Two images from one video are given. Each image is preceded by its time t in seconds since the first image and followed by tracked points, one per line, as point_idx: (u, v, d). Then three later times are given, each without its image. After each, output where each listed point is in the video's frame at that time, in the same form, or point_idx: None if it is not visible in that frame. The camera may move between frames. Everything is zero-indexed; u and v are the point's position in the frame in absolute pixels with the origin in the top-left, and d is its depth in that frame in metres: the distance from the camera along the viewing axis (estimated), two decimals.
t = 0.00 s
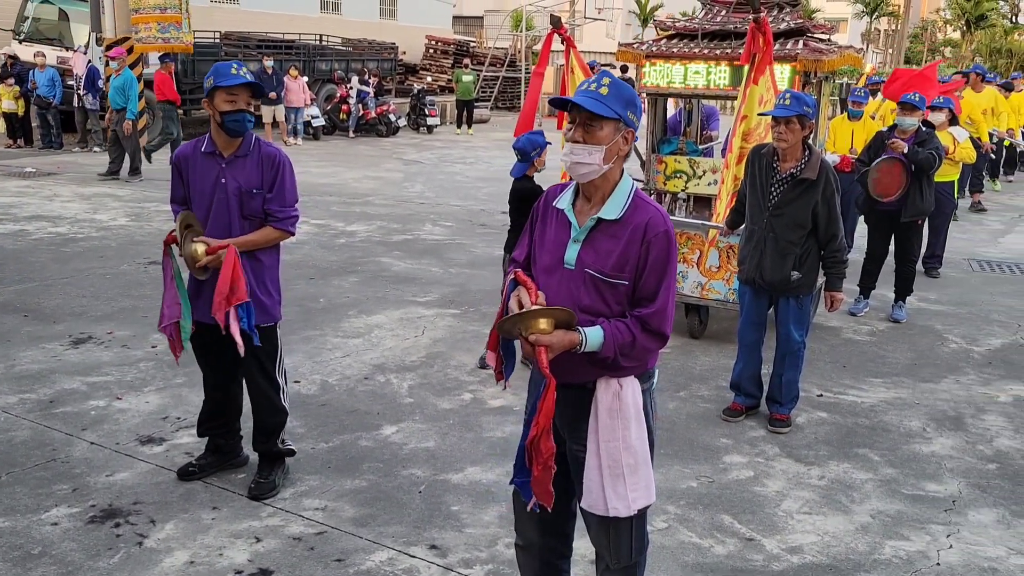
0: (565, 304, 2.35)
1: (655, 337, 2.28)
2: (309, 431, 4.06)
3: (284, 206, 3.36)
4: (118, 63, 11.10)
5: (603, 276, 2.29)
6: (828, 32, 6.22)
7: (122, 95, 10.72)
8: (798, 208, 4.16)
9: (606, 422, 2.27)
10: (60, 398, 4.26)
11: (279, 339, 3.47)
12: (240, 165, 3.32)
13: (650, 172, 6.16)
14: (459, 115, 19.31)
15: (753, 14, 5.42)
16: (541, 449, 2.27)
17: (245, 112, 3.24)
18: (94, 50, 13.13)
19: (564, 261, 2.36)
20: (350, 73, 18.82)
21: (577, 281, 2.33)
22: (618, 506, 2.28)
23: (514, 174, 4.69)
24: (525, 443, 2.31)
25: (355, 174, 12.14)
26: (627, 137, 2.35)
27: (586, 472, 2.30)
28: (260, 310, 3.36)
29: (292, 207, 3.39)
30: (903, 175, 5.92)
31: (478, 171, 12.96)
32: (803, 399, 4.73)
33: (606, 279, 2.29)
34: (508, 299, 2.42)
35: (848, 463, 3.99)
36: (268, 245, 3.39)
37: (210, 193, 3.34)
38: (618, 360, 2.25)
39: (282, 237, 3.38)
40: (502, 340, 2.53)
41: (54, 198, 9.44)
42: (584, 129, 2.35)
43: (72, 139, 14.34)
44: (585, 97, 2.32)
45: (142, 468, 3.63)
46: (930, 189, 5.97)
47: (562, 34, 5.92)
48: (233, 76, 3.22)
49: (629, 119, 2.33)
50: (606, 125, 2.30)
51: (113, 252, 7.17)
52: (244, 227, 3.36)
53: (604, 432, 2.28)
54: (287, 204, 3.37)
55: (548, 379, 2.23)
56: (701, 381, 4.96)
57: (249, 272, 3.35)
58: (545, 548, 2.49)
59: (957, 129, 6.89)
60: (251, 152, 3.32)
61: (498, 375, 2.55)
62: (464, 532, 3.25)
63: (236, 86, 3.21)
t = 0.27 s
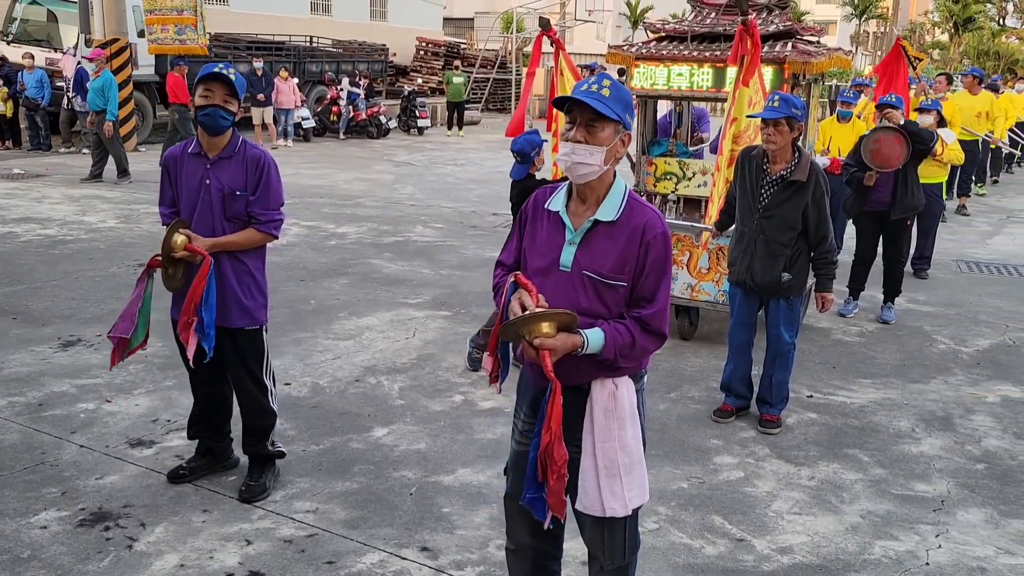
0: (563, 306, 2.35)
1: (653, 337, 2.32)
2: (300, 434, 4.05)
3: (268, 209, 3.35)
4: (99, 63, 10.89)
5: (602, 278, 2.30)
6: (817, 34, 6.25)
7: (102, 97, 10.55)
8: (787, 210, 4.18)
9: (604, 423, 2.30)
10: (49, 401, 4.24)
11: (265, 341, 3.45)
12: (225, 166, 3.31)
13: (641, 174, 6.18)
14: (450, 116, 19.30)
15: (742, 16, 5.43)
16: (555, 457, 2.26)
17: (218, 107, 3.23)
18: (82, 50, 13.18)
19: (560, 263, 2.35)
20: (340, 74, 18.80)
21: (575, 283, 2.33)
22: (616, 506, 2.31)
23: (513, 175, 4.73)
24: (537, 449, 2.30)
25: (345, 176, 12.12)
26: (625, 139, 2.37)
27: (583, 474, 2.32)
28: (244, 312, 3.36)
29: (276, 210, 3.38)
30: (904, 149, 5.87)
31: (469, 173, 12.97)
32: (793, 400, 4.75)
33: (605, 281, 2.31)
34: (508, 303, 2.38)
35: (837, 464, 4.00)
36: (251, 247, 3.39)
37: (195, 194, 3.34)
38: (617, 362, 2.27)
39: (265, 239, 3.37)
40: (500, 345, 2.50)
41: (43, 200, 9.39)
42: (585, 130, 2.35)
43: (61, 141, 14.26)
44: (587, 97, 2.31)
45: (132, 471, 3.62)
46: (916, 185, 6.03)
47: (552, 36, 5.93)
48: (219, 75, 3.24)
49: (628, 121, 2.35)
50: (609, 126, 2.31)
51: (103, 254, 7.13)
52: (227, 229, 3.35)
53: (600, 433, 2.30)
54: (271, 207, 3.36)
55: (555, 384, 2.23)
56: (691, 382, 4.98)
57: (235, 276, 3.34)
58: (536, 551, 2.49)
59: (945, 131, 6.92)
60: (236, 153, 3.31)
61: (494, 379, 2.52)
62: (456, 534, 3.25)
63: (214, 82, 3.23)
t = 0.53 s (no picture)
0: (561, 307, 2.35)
1: (652, 338, 2.33)
2: (296, 435, 4.05)
3: (262, 212, 3.35)
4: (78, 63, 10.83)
5: (601, 279, 2.31)
6: (812, 37, 6.28)
7: (83, 96, 10.45)
8: (782, 211, 4.19)
9: (601, 424, 2.30)
10: (44, 403, 4.23)
11: (259, 342, 3.45)
12: (219, 168, 3.31)
13: (637, 176, 6.18)
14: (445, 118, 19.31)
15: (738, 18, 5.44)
16: (553, 460, 2.26)
17: (206, 105, 3.23)
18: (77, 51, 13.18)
19: (559, 264, 2.36)
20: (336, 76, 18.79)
21: (573, 284, 2.34)
22: (613, 507, 2.32)
23: (514, 177, 4.73)
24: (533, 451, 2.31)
25: (341, 177, 12.11)
26: (624, 141, 2.37)
27: (580, 475, 2.33)
28: (237, 314, 3.35)
29: (269, 213, 3.37)
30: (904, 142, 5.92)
31: (464, 174, 12.98)
32: (788, 401, 4.76)
33: (603, 282, 2.31)
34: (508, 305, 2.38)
35: (832, 465, 4.01)
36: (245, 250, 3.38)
37: (190, 194, 3.34)
38: (616, 362, 2.28)
39: (258, 243, 3.36)
40: (499, 348, 2.51)
41: (38, 201, 9.37)
42: (585, 130, 2.36)
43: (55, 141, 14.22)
44: (587, 98, 2.31)
45: (127, 472, 3.61)
46: (910, 184, 6.04)
47: (548, 37, 5.94)
48: (219, 77, 3.26)
49: (628, 123, 2.36)
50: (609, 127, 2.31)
51: (97, 255, 7.12)
52: (220, 230, 3.34)
53: (598, 434, 2.31)
54: (265, 210, 3.36)
55: (555, 385, 2.23)
56: (686, 383, 4.98)
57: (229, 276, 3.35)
58: (532, 551, 2.49)
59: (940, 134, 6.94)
60: (231, 155, 3.31)
61: (497, 380, 2.53)
62: (452, 535, 3.25)
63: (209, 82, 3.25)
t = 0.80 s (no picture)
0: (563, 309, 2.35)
1: (654, 338, 2.33)
2: (296, 435, 4.05)
3: (263, 212, 3.35)
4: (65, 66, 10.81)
5: (602, 280, 2.31)
6: (811, 38, 6.28)
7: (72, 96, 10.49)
8: (782, 212, 4.20)
9: (603, 424, 2.31)
10: (44, 403, 4.23)
11: (260, 343, 3.45)
12: (221, 169, 3.32)
13: (636, 177, 6.18)
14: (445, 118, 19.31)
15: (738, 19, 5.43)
16: (551, 458, 2.29)
17: (204, 104, 3.23)
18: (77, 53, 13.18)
19: (560, 265, 2.36)
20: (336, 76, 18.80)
21: (576, 285, 2.34)
22: (615, 508, 2.32)
23: (513, 179, 4.72)
24: (533, 452, 2.32)
25: (340, 178, 12.11)
26: (625, 142, 2.38)
27: (582, 475, 2.33)
28: (238, 314, 3.35)
29: (271, 214, 3.37)
30: (903, 148, 5.94)
31: (463, 175, 12.98)
32: (788, 402, 4.77)
33: (605, 283, 2.32)
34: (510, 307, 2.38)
35: (832, 466, 4.02)
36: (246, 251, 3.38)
37: (192, 195, 3.35)
38: (618, 363, 2.28)
39: (259, 243, 3.36)
40: (500, 349, 2.51)
41: (37, 201, 9.37)
42: (587, 132, 2.36)
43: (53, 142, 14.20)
44: (590, 99, 2.32)
45: (127, 472, 3.61)
46: (908, 184, 6.08)
47: (548, 38, 5.93)
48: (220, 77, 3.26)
49: (629, 124, 2.37)
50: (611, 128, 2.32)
51: (97, 256, 7.12)
52: (222, 231, 3.34)
53: (600, 434, 2.31)
54: (266, 211, 3.36)
55: (558, 386, 2.24)
56: (686, 384, 4.99)
57: (229, 276, 3.35)
58: (532, 552, 2.50)
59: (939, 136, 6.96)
60: (233, 155, 3.32)
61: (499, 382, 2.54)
62: (451, 535, 3.25)
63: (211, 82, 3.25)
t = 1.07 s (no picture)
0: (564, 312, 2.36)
1: (655, 340, 2.34)
2: (295, 437, 4.06)
3: (264, 214, 3.35)
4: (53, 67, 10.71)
5: (603, 283, 2.32)
6: (810, 39, 6.29)
7: (59, 101, 10.32)
8: (781, 214, 4.21)
9: (604, 427, 2.31)
10: (44, 405, 4.23)
11: (260, 345, 3.45)
12: (221, 171, 3.32)
13: (635, 179, 6.18)
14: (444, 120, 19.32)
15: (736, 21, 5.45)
16: (552, 461, 2.28)
17: (204, 106, 3.23)
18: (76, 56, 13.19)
19: (561, 268, 2.36)
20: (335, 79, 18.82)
21: (577, 288, 2.34)
22: (616, 509, 2.33)
23: (505, 180, 4.74)
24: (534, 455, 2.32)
25: (340, 180, 12.11)
26: (625, 145, 2.39)
27: (584, 478, 2.34)
28: (240, 316, 3.36)
29: (271, 215, 3.37)
30: (906, 152, 5.95)
31: (463, 177, 12.99)
32: (787, 404, 4.77)
33: (607, 285, 2.32)
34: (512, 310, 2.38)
35: (831, 467, 4.02)
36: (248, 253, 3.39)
37: (192, 198, 3.36)
38: (619, 366, 2.29)
39: (260, 245, 3.37)
40: (501, 351, 2.51)
41: (37, 203, 9.38)
42: (588, 133, 2.36)
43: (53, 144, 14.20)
44: (590, 102, 2.32)
45: (126, 475, 3.61)
46: (908, 189, 6.09)
47: (547, 40, 5.93)
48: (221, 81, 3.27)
49: (629, 126, 2.37)
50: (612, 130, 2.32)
51: (96, 258, 7.12)
52: (223, 233, 3.35)
53: (601, 436, 2.31)
54: (267, 212, 3.36)
55: (561, 390, 2.24)
56: (685, 386, 4.99)
57: (230, 278, 3.35)
58: (532, 554, 2.50)
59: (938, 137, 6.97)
60: (233, 158, 3.32)
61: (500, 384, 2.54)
62: (451, 537, 3.26)
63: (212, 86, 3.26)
